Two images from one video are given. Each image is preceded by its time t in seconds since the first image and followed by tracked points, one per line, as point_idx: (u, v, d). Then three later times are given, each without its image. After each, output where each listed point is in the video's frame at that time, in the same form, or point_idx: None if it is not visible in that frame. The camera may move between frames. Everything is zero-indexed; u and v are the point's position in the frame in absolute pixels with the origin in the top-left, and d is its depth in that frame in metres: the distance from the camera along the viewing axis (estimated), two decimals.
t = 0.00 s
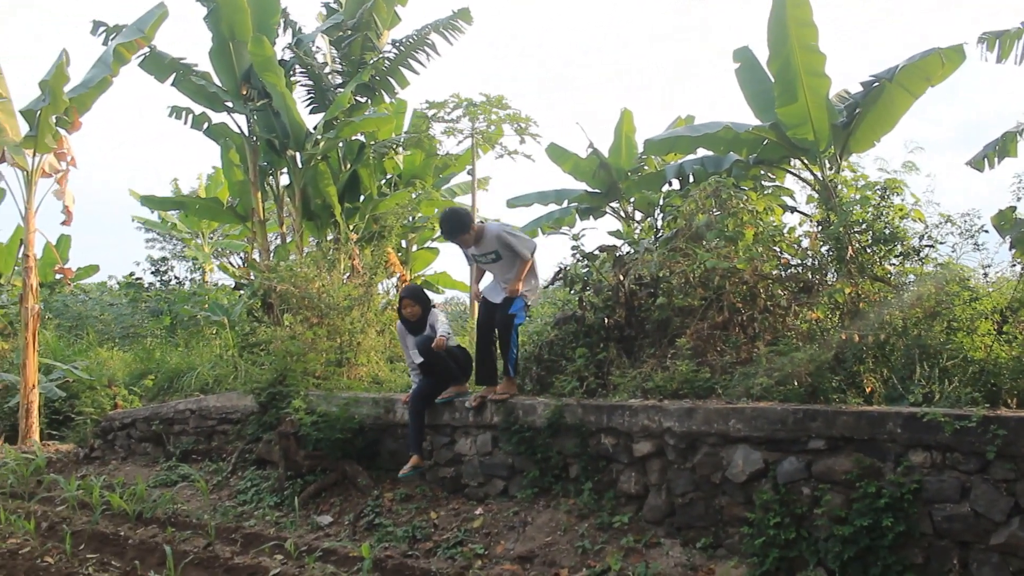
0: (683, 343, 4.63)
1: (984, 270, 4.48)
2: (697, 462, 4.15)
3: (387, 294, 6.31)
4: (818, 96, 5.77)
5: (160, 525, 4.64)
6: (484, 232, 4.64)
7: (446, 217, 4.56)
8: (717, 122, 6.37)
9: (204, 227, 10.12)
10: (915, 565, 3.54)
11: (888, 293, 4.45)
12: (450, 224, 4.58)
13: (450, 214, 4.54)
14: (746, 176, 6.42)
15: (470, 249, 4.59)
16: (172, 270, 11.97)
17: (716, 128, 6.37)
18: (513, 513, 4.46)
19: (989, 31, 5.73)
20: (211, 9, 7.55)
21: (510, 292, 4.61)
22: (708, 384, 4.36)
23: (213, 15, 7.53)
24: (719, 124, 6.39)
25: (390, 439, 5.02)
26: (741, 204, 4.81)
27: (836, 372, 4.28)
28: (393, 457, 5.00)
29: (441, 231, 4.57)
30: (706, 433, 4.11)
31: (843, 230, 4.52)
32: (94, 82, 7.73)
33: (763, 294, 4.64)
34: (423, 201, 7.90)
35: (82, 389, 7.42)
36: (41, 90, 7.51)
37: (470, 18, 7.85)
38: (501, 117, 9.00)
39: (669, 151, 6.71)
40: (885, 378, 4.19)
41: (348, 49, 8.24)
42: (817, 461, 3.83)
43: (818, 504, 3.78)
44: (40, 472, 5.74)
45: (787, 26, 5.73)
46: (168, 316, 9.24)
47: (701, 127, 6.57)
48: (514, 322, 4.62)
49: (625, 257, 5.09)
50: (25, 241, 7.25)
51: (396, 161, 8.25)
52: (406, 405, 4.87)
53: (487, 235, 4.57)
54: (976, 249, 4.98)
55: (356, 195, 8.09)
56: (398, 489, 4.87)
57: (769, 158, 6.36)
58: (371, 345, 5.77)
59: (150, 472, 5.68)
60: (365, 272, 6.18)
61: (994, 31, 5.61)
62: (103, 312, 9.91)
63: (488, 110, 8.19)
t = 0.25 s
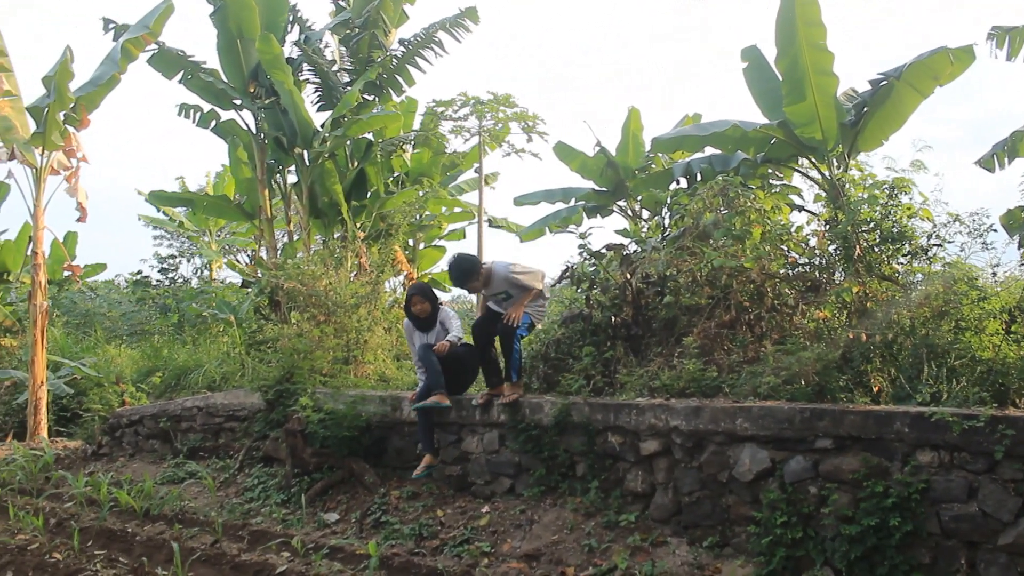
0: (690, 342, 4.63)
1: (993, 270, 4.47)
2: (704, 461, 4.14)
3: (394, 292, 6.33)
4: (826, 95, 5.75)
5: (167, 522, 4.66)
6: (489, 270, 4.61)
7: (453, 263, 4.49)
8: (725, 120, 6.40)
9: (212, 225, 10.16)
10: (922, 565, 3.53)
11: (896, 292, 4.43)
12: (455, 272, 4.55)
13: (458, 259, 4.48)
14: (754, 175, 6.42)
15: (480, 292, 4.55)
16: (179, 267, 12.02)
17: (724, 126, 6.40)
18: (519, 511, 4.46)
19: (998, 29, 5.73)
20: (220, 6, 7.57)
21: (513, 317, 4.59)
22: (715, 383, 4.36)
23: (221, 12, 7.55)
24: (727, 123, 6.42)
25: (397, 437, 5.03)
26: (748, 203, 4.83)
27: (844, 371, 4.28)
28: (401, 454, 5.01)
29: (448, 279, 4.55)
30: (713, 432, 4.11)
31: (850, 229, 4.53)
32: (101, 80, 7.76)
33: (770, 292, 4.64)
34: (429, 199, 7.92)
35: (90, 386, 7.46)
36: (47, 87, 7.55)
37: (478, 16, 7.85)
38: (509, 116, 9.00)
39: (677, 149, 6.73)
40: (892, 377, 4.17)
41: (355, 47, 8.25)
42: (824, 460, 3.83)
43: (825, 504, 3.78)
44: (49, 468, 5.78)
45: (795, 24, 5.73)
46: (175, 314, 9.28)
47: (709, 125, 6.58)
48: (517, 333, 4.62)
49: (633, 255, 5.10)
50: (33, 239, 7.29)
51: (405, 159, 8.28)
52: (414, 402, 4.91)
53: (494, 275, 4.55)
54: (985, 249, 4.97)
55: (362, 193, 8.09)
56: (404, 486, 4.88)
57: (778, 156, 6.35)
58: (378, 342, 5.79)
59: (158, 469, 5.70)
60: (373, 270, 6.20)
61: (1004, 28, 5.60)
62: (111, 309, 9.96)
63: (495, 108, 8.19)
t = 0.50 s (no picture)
0: (695, 341, 4.63)
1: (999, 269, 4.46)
2: (709, 460, 4.14)
3: (399, 292, 6.34)
4: (831, 95, 5.74)
5: (173, 522, 4.68)
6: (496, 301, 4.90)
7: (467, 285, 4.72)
8: (730, 120, 6.44)
9: (217, 225, 10.18)
10: (928, 565, 3.53)
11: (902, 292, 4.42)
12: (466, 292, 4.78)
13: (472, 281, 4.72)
14: (759, 174, 6.43)
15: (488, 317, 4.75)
16: (185, 267, 12.05)
17: (729, 126, 6.44)
18: (525, 511, 4.46)
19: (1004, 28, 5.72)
20: (225, 6, 7.59)
21: (514, 331, 4.72)
22: (720, 382, 4.36)
23: (227, 12, 7.56)
24: (733, 122, 6.46)
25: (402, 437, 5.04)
26: (753, 203, 4.83)
27: (849, 371, 4.28)
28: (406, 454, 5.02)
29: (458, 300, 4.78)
30: (719, 431, 4.11)
31: (856, 229, 4.53)
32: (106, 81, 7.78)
33: (776, 292, 4.64)
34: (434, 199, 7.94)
35: (96, 385, 7.48)
36: (53, 88, 7.58)
37: (483, 16, 7.85)
38: (514, 115, 9.01)
39: (683, 149, 6.78)
40: (898, 377, 4.17)
41: (361, 47, 8.27)
42: (830, 460, 3.82)
43: (831, 504, 3.77)
44: (55, 468, 5.80)
45: (799, 24, 5.72)
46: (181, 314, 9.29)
47: (714, 125, 6.63)
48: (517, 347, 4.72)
49: (637, 254, 5.10)
50: (39, 239, 7.31)
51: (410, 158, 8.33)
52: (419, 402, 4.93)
53: (502, 301, 4.82)
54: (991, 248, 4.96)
55: (368, 194, 8.07)
56: (410, 486, 4.88)
57: (782, 156, 6.37)
58: (383, 342, 5.79)
59: (164, 468, 5.72)
60: (378, 270, 6.21)
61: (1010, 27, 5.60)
62: (117, 309, 9.98)
63: (500, 108, 8.20)
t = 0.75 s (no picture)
0: (701, 340, 4.64)
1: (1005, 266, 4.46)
2: (715, 459, 4.14)
3: (404, 291, 6.35)
4: (835, 94, 5.74)
5: (179, 521, 4.69)
6: (513, 305, 4.93)
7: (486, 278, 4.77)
8: (735, 118, 6.43)
9: (222, 225, 10.19)
10: (934, 564, 3.52)
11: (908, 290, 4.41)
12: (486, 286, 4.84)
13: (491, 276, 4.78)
14: (764, 173, 6.42)
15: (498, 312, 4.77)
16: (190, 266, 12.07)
17: (734, 124, 6.43)
18: (530, 510, 4.46)
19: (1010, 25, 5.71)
20: (230, 8, 7.61)
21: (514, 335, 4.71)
22: (725, 381, 4.36)
23: (231, 14, 7.58)
24: (737, 121, 6.44)
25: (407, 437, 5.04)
26: (759, 201, 4.83)
27: (855, 369, 4.27)
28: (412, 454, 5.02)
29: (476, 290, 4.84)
30: (724, 430, 4.10)
31: (860, 227, 4.55)
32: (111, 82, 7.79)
33: (781, 290, 4.64)
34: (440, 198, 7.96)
35: (102, 385, 7.50)
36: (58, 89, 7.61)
37: (487, 15, 7.85)
38: (518, 114, 9.00)
39: (686, 148, 6.75)
40: (904, 375, 4.16)
41: (366, 47, 8.28)
42: (835, 459, 3.82)
43: (836, 502, 3.76)
44: (61, 468, 5.81)
45: (803, 22, 5.72)
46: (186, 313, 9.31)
47: (718, 124, 6.62)
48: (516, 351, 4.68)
49: (643, 253, 5.12)
50: (45, 239, 7.33)
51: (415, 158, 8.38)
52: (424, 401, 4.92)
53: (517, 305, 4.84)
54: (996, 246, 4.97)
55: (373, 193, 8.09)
56: (415, 485, 4.88)
57: (787, 154, 6.37)
58: (388, 341, 5.80)
59: (170, 468, 5.73)
60: (383, 269, 6.21)
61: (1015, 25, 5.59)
62: (122, 309, 10.00)
63: (504, 107, 8.19)
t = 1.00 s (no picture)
0: (706, 339, 4.64)
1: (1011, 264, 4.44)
2: (720, 458, 4.13)
3: (409, 290, 6.35)
4: (839, 92, 5.73)
5: (185, 521, 4.69)
6: (528, 303, 4.89)
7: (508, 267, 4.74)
8: (739, 116, 6.42)
9: (227, 225, 10.21)
10: (940, 562, 3.52)
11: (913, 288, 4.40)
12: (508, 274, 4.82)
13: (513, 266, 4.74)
14: (769, 171, 6.43)
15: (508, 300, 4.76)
16: (195, 266, 12.09)
17: (738, 122, 6.42)
18: (535, 509, 4.47)
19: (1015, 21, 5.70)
20: (234, 8, 7.63)
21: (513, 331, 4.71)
22: (731, 379, 4.35)
23: (237, 14, 7.61)
24: (742, 118, 6.43)
25: (412, 436, 5.05)
26: (764, 200, 4.82)
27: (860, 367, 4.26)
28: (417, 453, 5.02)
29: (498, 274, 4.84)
30: (730, 428, 4.10)
31: (866, 225, 4.53)
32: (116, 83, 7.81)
33: (786, 289, 4.64)
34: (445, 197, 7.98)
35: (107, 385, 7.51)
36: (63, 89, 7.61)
37: (492, 14, 7.85)
38: (523, 114, 9.00)
39: (691, 145, 6.74)
40: (910, 374, 4.16)
41: (371, 46, 8.29)
42: (841, 457, 3.81)
43: (842, 501, 3.76)
44: (68, 467, 5.82)
45: (807, 20, 5.72)
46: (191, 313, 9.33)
47: (723, 121, 6.61)
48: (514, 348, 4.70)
49: (648, 252, 5.11)
50: (50, 239, 7.35)
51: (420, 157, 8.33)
52: (429, 400, 4.93)
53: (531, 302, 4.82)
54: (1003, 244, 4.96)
55: (378, 191, 8.12)
56: (420, 484, 4.89)
57: (792, 152, 6.39)
58: (393, 340, 5.80)
59: (176, 467, 5.73)
60: (388, 269, 6.21)
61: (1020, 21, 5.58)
62: (127, 309, 10.02)
63: (509, 106, 8.19)
